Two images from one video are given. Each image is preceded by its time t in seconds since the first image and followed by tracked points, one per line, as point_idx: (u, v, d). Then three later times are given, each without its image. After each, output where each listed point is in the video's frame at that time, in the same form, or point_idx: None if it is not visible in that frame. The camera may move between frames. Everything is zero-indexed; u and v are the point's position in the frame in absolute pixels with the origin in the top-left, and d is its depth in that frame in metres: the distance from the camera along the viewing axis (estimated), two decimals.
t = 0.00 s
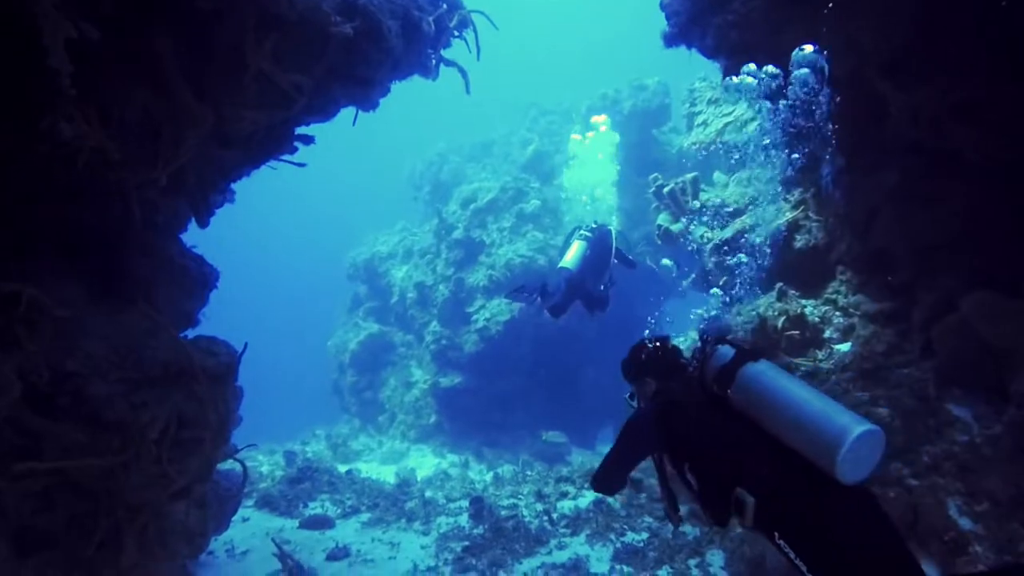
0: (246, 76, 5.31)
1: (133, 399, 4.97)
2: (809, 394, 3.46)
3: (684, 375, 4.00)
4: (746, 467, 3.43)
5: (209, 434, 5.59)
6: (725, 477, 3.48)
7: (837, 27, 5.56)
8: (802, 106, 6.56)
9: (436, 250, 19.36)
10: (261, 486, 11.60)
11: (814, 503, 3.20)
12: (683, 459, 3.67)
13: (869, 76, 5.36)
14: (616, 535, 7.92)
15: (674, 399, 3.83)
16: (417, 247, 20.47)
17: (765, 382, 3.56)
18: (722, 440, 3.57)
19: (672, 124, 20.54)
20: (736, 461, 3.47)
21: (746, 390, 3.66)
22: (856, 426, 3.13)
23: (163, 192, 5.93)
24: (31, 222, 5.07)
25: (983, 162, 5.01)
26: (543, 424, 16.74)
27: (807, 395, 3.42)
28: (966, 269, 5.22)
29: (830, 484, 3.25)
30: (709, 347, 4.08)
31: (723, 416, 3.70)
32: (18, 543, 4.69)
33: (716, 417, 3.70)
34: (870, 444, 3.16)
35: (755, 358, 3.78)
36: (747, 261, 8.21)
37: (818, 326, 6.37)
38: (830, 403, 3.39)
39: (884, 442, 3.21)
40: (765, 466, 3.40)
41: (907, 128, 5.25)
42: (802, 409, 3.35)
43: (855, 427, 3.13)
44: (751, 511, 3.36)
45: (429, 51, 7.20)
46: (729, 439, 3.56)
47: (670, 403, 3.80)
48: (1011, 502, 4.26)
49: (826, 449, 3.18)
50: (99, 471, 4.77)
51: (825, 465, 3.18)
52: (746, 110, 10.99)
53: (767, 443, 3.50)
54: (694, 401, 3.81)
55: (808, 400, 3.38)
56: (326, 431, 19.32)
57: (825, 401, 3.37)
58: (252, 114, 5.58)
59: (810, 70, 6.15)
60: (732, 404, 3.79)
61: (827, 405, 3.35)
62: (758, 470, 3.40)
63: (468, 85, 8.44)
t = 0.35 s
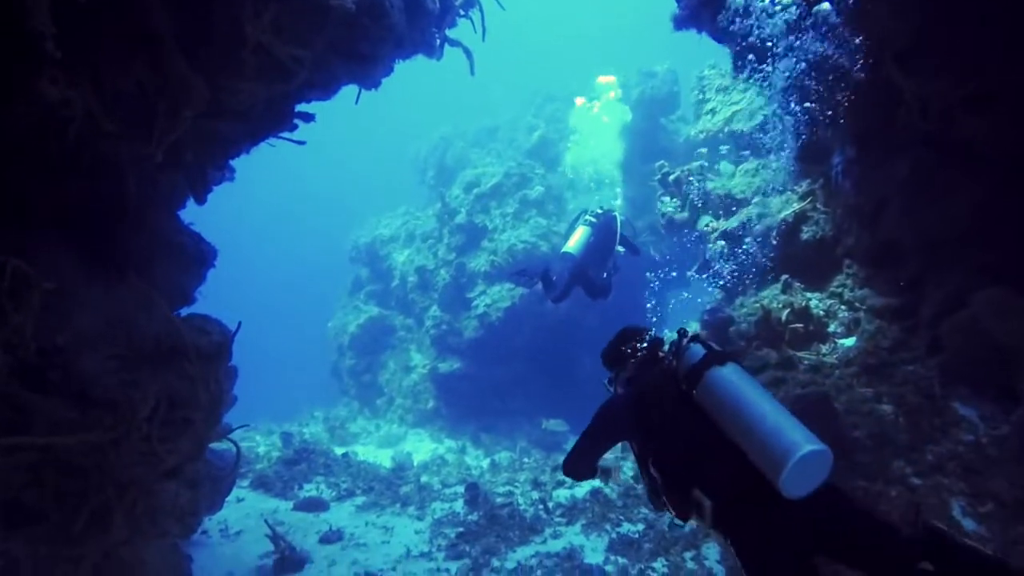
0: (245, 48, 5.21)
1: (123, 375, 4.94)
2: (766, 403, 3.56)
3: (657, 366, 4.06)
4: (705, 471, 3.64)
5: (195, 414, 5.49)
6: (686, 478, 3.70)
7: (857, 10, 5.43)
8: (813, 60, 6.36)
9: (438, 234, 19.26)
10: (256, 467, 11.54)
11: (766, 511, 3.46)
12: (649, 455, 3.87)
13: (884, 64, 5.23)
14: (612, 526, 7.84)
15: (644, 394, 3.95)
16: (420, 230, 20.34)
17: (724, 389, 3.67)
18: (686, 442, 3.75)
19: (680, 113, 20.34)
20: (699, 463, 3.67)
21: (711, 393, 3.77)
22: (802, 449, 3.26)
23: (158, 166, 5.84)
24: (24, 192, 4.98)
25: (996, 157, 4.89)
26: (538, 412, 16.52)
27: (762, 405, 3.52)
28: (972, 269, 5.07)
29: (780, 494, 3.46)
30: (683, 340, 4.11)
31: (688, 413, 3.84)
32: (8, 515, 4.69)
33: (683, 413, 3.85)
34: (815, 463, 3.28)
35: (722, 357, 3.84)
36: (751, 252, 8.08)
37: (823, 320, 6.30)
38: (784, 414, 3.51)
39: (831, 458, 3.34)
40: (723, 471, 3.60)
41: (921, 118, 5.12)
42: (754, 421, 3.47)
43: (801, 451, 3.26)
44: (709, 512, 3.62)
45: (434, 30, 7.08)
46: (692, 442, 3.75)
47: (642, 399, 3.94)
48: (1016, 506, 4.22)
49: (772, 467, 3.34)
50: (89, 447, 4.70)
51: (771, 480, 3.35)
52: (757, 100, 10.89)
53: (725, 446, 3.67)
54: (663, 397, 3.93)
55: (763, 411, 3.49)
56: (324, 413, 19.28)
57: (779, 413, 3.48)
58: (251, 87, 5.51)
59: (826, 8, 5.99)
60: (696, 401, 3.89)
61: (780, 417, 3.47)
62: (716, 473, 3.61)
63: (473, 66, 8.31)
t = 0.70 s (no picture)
0: (250, 26, 5.08)
1: (124, 356, 4.82)
2: (743, 404, 3.53)
3: (643, 354, 3.98)
4: (678, 465, 3.65)
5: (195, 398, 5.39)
6: (658, 471, 3.70)
7: None
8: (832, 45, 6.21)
9: (446, 220, 19.14)
10: (260, 451, 11.50)
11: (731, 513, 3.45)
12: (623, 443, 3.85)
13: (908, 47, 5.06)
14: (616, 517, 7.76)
15: (625, 381, 3.91)
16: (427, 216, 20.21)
17: (702, 387, 3.64)
18: (661, 436, 3.74)
19: (692, 100, 20.04)
20: (672, 457, 3.68)
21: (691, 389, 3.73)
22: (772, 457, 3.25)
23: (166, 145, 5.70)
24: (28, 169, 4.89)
25: None
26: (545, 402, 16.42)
27: (738, 407, 3.49)
28: (990, 262, 4.94)
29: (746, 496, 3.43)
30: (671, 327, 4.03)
31: (665, 406, 3.82)
32: (9, 493, 4.51)
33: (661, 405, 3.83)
34: (784, 471, 3.27)
35: (704, 356, 3.81)
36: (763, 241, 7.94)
37: (836, 311, 6.15)
38: (758, 417, 3.47)
39: (801, 467, 3.33)
40: (695, 468, 3.60)
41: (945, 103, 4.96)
42: (728, 422, 3.44)
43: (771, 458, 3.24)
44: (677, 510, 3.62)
45: (442, 11, 6.94)
46: (667, 436, 3.74)
47: (622, 386, 3.89)
48: None
49: (741, 470, 3.33)
50: (88, 428, 4.57)
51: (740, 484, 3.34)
52: (771, 86, 10.73)
53: (698, 443, 3.66)
54: (640, 388, 3.90)
55: (738, 413, 3.46)
56: (329, 398, 19.26)
57: (754, 416, 3.45)
58: (255, 69, 5.37)
59: None
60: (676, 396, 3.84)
61: (755, 420, 3.43)
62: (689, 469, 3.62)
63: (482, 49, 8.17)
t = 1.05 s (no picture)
0: (252, 7, 4.96)
1: (126, 344, 4.71)
2: (721, 397, 3.74)
3: (638, 346, 4.19)
4: (659, 453, 3.92)
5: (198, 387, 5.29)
6: (641, 458, 3.97)
7: None
8: (850, 28, 6.05)
9: (455, 208, 19.02)
10: (268, 440, 11.46)
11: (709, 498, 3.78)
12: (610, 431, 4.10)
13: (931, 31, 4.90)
14: (625, 510, 7.68)
15: (617, 371, 4.11)
16: (436, 204, 20.10)
17: (686, 381, 3.85)
18: (646, 424, 3.98)
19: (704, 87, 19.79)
20: (654, 445, 3.95)
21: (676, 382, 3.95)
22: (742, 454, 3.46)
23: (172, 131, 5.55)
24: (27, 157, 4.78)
25: None
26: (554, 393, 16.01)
27: (716, 402, 3.70)
28: (1013, 254, 4.82)
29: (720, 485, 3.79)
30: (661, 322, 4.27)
31: (653, 395, 4.07)
32: (10, 484, 4.44)
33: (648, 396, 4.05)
34: (753, 468, 3.49)
35: (692, 350, 4.01)
36: (778, 231, 7.81)
37: (852, 302, 6.03)
38: (735, 412, 3.69)
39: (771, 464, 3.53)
40: (674, 458, 3.89)
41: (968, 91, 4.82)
42: (706, 417, 3.66)
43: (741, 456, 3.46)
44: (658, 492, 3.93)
45: None
46: (651, 425, 3.98)
47: (613, 377, 4.11)
48: None
49: (715, 462, 3.56)
50: (89, 419, 4.49)
51: (711, 474, 3.60)
52: (786, 72, 10.54)
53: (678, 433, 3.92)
54: (634, 380, 4.09)
55: (715, 408, 3.67)
56: (337, 387, 19.23)
57: (730, 411, 3.66)
58: (259, 52, 5.26)
59: None
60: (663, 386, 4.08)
61: (731, 415, 3.65)
62: (669, 457, 3.90)
63: (491, 34, 8.03)
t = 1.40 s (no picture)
0: None
1: (123, 335, 4.64)
2: (702, 391, 3.72)
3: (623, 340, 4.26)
4: (640, 444, 3.85)
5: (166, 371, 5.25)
6: (621, 449, 3.90)
7: None
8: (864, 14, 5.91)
9: (461, 199, 18.91)
10: (272, 431, 11.42)
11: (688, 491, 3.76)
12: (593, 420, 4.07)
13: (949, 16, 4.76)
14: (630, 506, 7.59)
15: (602, 366, 4.13)
16: (442, 195, 20.00)
17: (668, 373, 3.84)
18: (629, 414, 3.92)
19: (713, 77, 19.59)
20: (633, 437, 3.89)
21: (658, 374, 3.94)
22: (713, 443, 3.45)
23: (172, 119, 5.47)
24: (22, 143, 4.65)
25: None
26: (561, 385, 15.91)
27: (697, 394, 3.68)
28: None
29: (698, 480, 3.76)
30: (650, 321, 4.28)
31: (636, 388, 4.03)
32: (5, 476, 4.30)
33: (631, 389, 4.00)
34: (728, 456, 3.46)
35: (674, 344, 4.01)
36: (787, 223, 7.67)
37: (863, 296, 5.89)
38: (714, 405, 3.67)
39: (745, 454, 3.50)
40: (656, 449, 3.83)
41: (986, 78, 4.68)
42: (687, 407, 3.65)
43: (712, 444, 3.45)
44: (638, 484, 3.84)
45: None
46: (634, 415, 3.92)
47: (599, 369, 4.12)
48: None
49: (691, 449, 3.54)
50: (86, 409, 4.40)
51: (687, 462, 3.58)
52: (798, 62, 10.36)
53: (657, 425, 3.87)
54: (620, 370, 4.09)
55: (695, 400, 3.65)
56: (343, 379, 19.19)
57: (710, 403, 3.64)
58: (260, 37, 5.15)
59: None
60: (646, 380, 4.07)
61: (711, 408, 3.62)
62: (651, 449, 3.83)
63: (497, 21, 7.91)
